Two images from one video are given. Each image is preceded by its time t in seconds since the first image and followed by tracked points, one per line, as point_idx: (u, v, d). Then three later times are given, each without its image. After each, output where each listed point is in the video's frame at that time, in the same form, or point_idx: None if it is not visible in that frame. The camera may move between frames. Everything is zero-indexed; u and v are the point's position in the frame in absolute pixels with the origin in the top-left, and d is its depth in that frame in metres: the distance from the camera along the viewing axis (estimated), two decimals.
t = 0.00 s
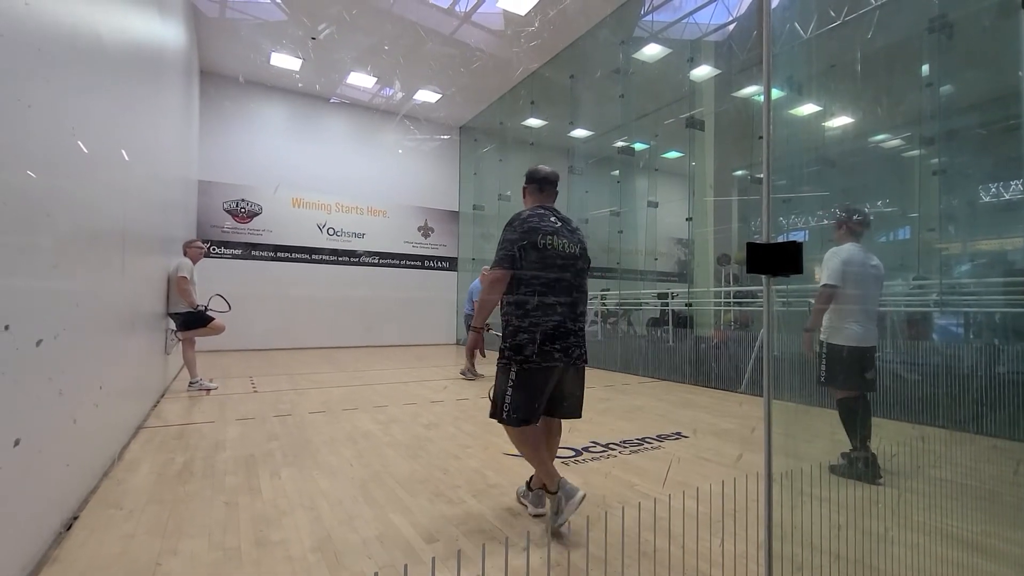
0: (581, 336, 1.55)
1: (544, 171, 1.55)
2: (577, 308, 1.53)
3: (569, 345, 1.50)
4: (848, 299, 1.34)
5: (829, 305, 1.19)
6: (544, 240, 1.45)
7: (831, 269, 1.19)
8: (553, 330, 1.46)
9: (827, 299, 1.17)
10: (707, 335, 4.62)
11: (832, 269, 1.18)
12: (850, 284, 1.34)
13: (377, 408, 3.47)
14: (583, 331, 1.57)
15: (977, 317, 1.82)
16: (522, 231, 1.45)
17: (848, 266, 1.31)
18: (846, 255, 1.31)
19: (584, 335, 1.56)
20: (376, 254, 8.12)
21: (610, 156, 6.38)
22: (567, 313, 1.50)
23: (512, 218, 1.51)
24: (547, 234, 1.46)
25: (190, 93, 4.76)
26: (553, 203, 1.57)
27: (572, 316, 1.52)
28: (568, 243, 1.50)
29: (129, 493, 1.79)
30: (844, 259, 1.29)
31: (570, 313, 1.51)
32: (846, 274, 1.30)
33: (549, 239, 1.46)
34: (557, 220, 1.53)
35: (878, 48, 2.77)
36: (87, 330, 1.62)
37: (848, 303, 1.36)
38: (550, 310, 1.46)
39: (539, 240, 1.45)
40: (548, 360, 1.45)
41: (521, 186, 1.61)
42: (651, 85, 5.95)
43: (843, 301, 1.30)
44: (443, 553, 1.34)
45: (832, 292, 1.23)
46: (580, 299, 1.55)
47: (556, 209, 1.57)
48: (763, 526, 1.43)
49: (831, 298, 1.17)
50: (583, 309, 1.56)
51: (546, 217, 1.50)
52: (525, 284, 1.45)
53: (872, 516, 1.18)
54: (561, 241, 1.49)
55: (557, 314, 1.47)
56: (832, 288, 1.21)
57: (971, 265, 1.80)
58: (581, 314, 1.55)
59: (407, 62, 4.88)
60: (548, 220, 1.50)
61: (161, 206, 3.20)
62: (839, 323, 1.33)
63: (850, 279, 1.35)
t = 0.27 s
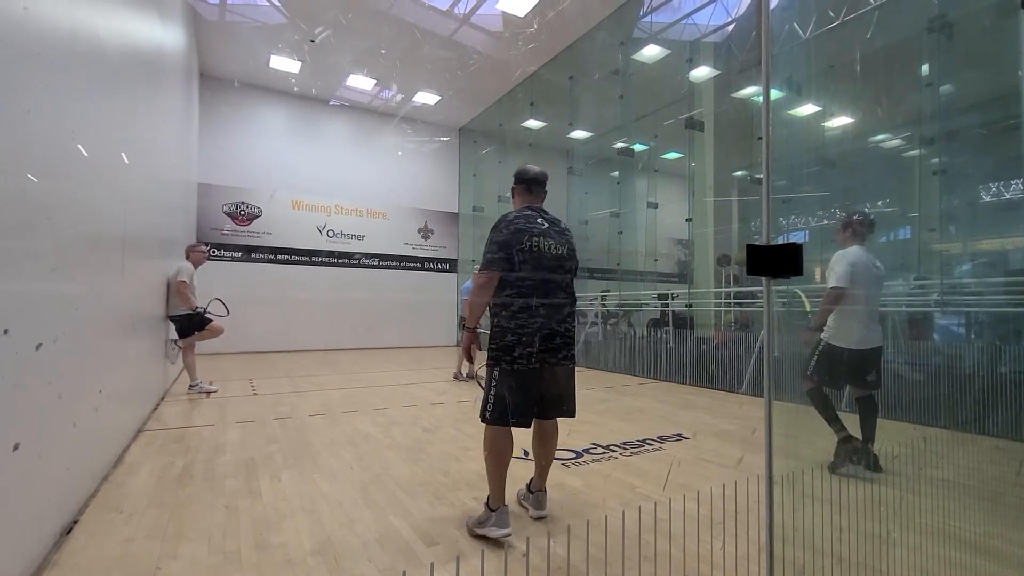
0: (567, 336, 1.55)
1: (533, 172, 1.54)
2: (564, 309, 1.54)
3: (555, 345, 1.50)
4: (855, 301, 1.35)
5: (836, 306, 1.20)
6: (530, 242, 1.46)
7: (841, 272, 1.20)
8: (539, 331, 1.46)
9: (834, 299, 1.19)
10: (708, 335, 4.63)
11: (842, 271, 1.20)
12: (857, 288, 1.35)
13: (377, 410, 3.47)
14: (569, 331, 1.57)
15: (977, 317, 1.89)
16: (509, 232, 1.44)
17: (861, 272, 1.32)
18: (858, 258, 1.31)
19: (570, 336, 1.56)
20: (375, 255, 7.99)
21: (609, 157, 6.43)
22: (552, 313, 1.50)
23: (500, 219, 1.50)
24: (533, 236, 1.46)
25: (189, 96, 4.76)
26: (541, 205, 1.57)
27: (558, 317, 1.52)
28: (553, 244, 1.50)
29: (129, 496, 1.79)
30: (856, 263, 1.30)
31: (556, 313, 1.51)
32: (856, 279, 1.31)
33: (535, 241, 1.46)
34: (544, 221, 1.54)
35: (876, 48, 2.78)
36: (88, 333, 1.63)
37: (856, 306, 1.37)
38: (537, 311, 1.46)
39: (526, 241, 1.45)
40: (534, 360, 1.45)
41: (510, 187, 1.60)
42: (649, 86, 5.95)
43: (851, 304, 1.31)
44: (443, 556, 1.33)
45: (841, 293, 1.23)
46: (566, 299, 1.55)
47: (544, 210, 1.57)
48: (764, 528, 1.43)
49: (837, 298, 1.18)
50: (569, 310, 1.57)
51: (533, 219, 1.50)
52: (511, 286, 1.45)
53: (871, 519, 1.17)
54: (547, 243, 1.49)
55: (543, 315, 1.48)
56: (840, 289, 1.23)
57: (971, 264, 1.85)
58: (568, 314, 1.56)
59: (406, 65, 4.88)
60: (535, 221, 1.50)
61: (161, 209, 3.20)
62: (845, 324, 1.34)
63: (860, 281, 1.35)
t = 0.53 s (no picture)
0: (547, 338, 1.51)
1: (513, 169, 1.51)
2: (543, 311, 1.50)
3: (531, 348, 1.47)
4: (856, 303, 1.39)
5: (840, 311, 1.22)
6: (501, 245, 1.44)
7: (842, 275, 1.24)
8: (512, 335, 1.44)
9: (838, 303, 1.22)
10: (708, 336, 4.62)
11: (842, 274, 1.23)
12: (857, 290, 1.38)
13: (378, 412, 3.47)
14: (550, 332, 1.53)
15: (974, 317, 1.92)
16: (479, 236, 1.44)
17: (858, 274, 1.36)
18: (857, 260, 1.35)
19: (550, 338, 1.53)
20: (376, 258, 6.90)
21: (609, 159, 6.53)
22: (528, 316, 1.47)
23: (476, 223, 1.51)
24: (504, 238, 1.45)
25: (189, 97, 4.76)
26: (522, 204, 1.54)
27: (537, 319, 1.49)
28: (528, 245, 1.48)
29: (129, 498, 1.79)
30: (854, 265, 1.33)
31: (533, 315, 1.48)
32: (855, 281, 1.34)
33: (506, 242, 1.45)
34: (521, 220, 1.51)
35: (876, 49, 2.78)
36: (88, 335, 1.63)
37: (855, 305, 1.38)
38: (510, 314, 1.44)
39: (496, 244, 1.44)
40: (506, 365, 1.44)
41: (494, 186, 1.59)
42: (649, 87, 6.09)
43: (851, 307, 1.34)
44: (443, 557, 1.33)
45: (842, 294, 1.27)
46: (547, 300, 1.51)
47: (525, 208, 1.54)
48: (765, 529, 1.43)
49: (841, 301, 1.21)
50: (551, 311, 1.53)
51: (507, 220, 1.48)
52: (483, 290, 1.44)
53: (868, 519, 1.17)
54: (521, 243, 1.47)
55: (517, 318, 1.45)
56: (842, 293, 1.26)
57: (972, 265, 1.84)
58: (549, 316, 1.52)
59: (406, 66, 4.88)
60: (509, 223, 1.48)
61: (162, 211, 3.21)
62: (846, 326, 1.37)
63: (858, 284, 1.38)
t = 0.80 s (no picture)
0: (520, 338, 1.44)
1: (489, 168, 1.51)
2: (515, 309, 1.44)
3: (499, 348, 1.41)
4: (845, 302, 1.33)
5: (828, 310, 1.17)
6: (468, 243, 1.44)
7: (830, 273, 1.18)
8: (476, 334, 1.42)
9: (826, 302, 1.16)
10: (708, 337, 4.62)
11: (832, 272, 1.17)
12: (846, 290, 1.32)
13: (378, 413, 3.47)
14: (525, 331, 1.45)
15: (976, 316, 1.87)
16: (447, 238, 1.47)
17: (848, 274, 1.30)
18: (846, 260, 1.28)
19: (524, 337, 1.45)
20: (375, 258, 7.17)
21: (609, 159, 6.50)
22: (495, 314, 1.42)
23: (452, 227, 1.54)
24: (472, 236, 1.44)
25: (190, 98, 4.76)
26: (502, 200, 1.51)
27: (507, 317, 1.44)
28: (499, 242, 1.45)
29: (129, 499, 1.79)
30: (846, 264, 1.27)
31: (502, 314, 1.43)
32: (843, 280, 1.29)
33: (473, 241, 1.44)
34: (493, 216, 1.47)
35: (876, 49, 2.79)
36: (88, 337, 1.63)
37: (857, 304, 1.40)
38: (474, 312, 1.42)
39: (463, 243, 1.44)
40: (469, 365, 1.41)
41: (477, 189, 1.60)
42: (649, 88, 6.01)
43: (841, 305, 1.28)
44: (443, 559, 1.33)
45: (829, 296, 1.20)
46: (521, 298, 1.45)
47: (502, 204, 1.51)
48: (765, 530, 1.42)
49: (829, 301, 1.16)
50: (527, 309, 1.46)
51: (477, 218, 1.47)
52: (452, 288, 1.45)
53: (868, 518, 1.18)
54: (490, 240, 1.44)
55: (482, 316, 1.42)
56: (830, 292, 1.20)
57: (972, 265, 1.89)
58: (523, 314, 1.45)
59: (405, 67, 4.88)
60: (479, 220, 1.46)
61: (162, 211, 3.21)
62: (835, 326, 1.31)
63: (848, 283, 1.33)
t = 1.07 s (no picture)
0: (513, 338, 1.43)
1: (483, 167, 1.50)
2: (508, 309, 1.43)
3: (491, 348, 1.41)
4: (830, 304, 1.21)
5: (798, 313, 1.09)
6: (460, 245, 1.45)
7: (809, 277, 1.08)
8: (469, 334, 1.42)
9: (796, 306, 1.08)
10: (708, 337, 4.63)
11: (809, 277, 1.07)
12: (832, 291, 1.21)
13: (378, 414, 3.46)
14: (520, 331, 1.44)
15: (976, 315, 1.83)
16: (441, 240, 1.49)
17: (834, 274, 1.19)
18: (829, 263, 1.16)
19: (519, 337, 1.43)
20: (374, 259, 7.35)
21: (609, 160, 6.48)
22: (488, 315, 1.42)
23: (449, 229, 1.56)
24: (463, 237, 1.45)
25: (190, 100, 4.76)
26: (497, 199, 1.49)
27: (501, 318, 1.43)
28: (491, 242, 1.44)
29: (128, 501, 1.78)
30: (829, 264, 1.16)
31: (495, 314, 1.43)
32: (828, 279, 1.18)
33: (465, 242, 1.44)
34: (484, 216, 1.46)
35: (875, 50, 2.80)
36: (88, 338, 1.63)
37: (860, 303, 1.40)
38: (466, 313, 1.43)
39: (455, 245, 1.46)
40: (462, 365, 1.42)
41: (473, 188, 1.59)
42: (650, 89, 5.99)
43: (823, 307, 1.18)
44: (443, 561, 1.33)
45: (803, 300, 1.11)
46: (515, 298, 1.44)
47: (495, 202, 1.49)
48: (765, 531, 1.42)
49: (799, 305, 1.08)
50: (521, 309, 1.44)
51: (470, 219, 1.47)
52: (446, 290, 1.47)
53: (866, 517, 1.18)
54: (481, 241, 1.44)
55: (475, 317, 1.43)
56: (806, 294, 1.11)
57: (972, 266, 1.88)
58: (518, 313, 1.44)
59: (405, 68, 4.88)
60: (471, 221, 1.46)
61: (161, 213, 3.21)
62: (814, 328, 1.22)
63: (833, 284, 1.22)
